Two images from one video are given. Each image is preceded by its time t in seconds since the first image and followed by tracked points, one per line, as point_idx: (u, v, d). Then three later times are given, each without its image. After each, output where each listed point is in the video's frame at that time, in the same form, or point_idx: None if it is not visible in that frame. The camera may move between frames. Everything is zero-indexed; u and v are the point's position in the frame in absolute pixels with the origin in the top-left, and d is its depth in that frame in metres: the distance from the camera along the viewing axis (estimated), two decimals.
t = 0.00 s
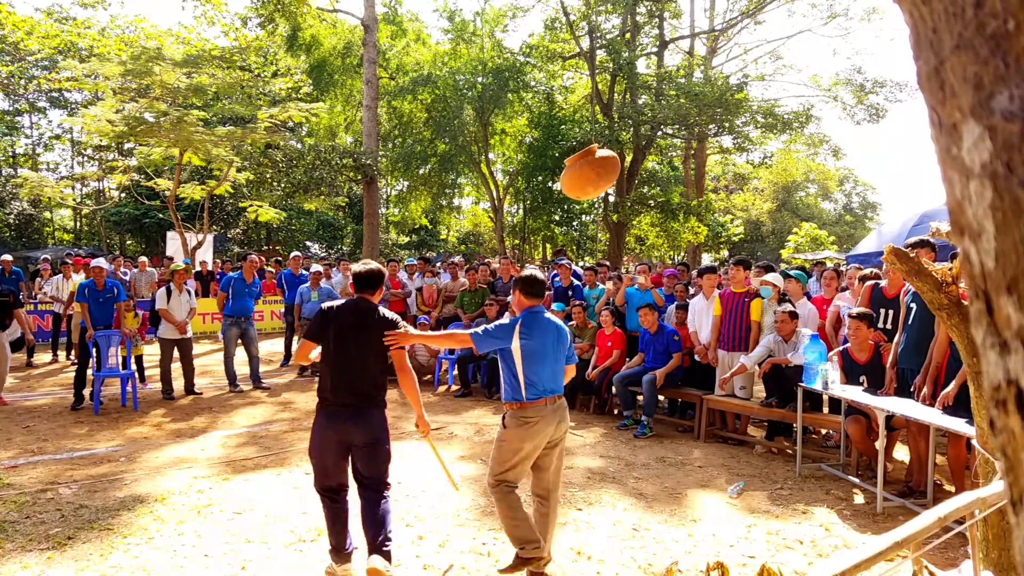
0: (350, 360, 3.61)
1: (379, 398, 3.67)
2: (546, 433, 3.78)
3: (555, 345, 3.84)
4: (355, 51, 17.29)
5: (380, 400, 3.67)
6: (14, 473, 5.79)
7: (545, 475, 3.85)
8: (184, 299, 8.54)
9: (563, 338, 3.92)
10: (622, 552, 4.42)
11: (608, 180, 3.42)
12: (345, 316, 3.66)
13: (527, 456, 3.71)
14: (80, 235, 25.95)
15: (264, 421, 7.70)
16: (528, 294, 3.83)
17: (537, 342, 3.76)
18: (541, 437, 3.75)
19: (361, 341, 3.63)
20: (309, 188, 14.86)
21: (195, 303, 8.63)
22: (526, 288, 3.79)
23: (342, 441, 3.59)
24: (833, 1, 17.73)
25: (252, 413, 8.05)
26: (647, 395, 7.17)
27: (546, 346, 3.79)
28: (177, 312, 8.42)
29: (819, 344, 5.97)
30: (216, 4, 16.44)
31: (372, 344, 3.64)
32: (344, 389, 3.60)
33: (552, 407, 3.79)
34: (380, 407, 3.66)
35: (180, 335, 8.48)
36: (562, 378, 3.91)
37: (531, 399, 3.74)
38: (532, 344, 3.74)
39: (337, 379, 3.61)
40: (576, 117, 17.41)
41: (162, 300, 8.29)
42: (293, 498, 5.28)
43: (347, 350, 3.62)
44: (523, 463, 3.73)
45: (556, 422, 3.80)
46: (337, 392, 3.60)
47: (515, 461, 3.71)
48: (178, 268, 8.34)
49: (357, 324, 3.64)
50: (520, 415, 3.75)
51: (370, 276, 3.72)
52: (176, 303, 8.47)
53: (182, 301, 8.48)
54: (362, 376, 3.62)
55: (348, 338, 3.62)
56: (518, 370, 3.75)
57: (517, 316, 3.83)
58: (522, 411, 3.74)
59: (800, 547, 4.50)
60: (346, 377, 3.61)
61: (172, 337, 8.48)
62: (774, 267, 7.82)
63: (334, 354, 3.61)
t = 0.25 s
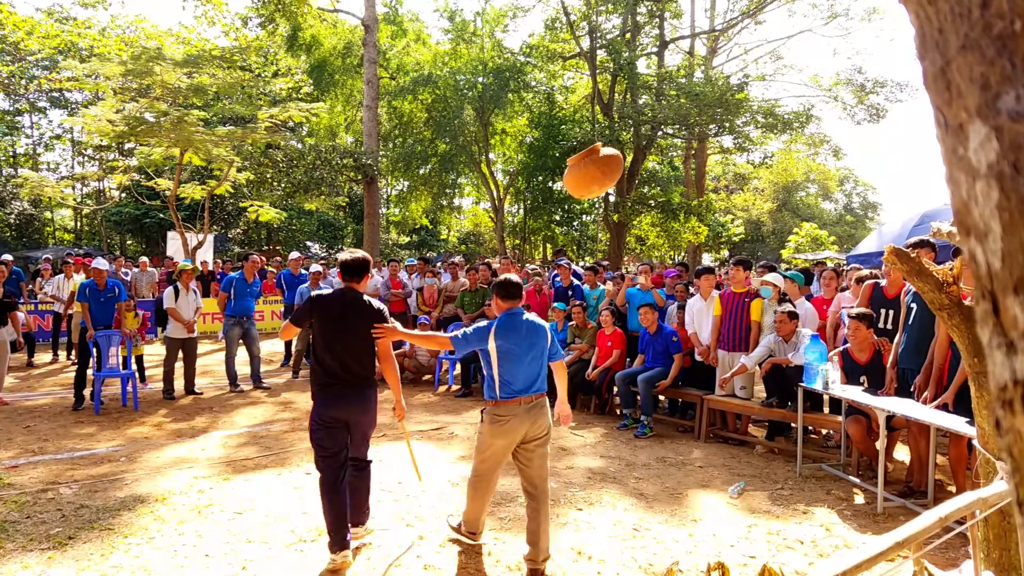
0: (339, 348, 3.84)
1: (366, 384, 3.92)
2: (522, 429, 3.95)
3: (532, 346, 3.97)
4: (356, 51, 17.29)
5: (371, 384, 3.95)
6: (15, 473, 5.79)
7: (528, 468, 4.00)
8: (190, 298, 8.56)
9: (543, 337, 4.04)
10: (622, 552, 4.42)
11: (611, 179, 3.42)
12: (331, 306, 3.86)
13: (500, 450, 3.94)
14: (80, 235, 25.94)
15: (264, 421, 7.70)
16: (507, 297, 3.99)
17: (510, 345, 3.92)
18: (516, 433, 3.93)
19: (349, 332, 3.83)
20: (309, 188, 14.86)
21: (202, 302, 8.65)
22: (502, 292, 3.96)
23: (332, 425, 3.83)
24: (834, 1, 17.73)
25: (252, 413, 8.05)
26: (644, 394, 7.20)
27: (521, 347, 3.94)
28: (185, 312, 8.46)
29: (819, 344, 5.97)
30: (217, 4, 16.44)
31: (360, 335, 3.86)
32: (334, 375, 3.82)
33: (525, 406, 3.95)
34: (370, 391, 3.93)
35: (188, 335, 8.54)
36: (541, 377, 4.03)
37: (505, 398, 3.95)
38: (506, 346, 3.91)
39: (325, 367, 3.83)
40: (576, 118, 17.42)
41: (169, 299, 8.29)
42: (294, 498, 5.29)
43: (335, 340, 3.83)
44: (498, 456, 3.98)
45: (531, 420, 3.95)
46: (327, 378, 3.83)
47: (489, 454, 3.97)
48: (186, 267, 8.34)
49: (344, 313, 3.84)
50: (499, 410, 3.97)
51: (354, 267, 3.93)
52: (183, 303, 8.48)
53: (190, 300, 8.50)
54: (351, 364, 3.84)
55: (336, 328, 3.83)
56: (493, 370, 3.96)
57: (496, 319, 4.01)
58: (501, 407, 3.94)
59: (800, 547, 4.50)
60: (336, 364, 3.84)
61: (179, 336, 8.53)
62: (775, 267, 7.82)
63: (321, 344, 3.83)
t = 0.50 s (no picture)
0: (333, 351, 3.93)
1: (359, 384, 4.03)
2: (493, 417, 4.16)
3: (503, 340, 4.18)
4: (356, 51, 17.29)
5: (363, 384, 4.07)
6: (15, 473, 5.80)
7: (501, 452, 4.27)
8: (196, 298, 8.56)
9: (514, 332, 4.24)
10: (623, 552, 4.42)
11: (611, 180, 3.43)
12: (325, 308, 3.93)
13: (473, 440, 4.16)
14: (80, 236, 25.95)
15: (265, 421, 7.71)
16: (480, 294, 4.22)
17: (481, 339, 4.14)
18: (488, 422, 4.15)
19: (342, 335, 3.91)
20: (309, 188, 14.87)
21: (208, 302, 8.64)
22: (476, 289, 4.19)
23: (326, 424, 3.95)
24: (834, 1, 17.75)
25: (253, 413, 8.06)
26: (644, 395, 7.21)
27: (492, 341, 4.15)
28: (192, 312, 8.45)
29: (820, 345, 6.03)
30: (217, 4, 16.46)
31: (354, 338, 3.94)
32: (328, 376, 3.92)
33: (496, 396, 4.17)
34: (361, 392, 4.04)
35: (195, 334, 8.55)
36: (511, 370, 4.24)
37: (476, 390, 4.17)
38: (477, 341, 4.13)
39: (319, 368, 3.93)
40: (576, 118, 17.43)
41: (179, 299, 8.27)
42: (294, 498, 5.29)
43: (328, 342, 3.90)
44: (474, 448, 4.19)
45: (502, 409, 4.17)
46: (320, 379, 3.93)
47: (465, 447, 4.18)
48: (191, 267, 8.34)
49: (338, 316, 3.92)
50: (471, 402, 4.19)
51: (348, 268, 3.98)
52: (190, 303, 8.47)
53: (196, 300, 8.50)
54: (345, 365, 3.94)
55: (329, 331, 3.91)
56: (466, 365, 4.16)
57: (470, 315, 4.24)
58: (474, 398, 4.17)
59: (800, 547, 4.50)
60: (331, 365, 3.95)
61: (186, 336, 8.52)
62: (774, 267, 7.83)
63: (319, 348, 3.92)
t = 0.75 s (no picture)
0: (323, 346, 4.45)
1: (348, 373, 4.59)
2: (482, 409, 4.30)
3: (487, 332, 4.34)
4: (356, 51, 17.29)
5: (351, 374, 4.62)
6: (16, 473, 5.81)
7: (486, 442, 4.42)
8: (200, 298, 8.56)
9: (497, 327, 4.41)
10: (623, 552, 4.43)
11: (608, 177, 3.44)
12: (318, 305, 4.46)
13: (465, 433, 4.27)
14: (80, 235, 25.95)
15: (266, 421, 7.72)
16: (464, 290, 4.42)
17: (465, 330, 4.30)
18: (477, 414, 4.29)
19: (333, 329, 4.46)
20: (310, 188, 14.87)
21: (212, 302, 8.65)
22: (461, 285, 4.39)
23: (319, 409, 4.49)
24: (834, 1, 17.78)
25: (253, 413, 8.07)
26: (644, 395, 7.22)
27: (475, 332, 4.32)
28: (196, 313, 8.45)
29: (822, 346, 6.07)
30: (217, 4, 16.46)
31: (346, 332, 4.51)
32: (320, 367, 4.46)
33: (481, 387, 4.30)
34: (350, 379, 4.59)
35: (200, 334, 8.58)
36: (495, 361, 4.38)
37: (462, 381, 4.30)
38: (461, 332, 4.29)
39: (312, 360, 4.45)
40: (577, 118, 17.43)
41: (180, 300, 8.28)
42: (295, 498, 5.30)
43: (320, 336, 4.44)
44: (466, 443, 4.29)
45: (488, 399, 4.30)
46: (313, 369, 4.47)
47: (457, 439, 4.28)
48: (194, 269, 8.33)
49: (330, 312, 4.47)
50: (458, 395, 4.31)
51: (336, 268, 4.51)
52: (194, 303, 8.47)
53: (200, 301, 8.50)
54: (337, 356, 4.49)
55: (324, 326, 4.46)
56: (450, 356, 4.29)
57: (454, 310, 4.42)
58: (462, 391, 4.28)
59: (801, 547, 4.51)
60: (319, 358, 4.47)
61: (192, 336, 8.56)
62: (774, 267, 7.83)
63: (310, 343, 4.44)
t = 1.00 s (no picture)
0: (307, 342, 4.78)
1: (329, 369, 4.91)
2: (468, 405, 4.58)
3: (479, 337, 4.57)
4: (356, 51, 17.28)
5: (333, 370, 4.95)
6: (16, 473, 5.81)
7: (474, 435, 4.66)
8: (201, 299, 8.56)
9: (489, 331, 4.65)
10: (623, 552, 4.43)
11: (606, 177, 3.44)
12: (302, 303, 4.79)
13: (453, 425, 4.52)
14: (80, 236, 25.95)
15: (266, 421, 7.72)
16: (460, 295, 4.63)
17: (458, 335, 4.54)
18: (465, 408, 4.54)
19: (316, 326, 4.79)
20: (310, 188, 14.86)
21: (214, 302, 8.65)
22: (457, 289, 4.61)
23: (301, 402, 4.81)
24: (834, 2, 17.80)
25: (253, 413, 8.07)
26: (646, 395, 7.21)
27: (468, 337, 4.55)
28: (197, 312, 8.45)
29: (819, 345, 6.03)
30: (217, 5, 16.46)
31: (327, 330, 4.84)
32: (302, 363, 4.78)
33: (469, 387, 4.58)
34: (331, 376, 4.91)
35: (201, 334, 8.57)
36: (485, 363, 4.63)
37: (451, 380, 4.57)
38: (455, 337, 4.52)
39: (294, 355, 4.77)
40: (576, 118, 17.42)
41: (181, 300, 8.28)
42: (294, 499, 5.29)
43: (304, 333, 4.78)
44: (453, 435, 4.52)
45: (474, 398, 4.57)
46: (295, 365, 4.79)
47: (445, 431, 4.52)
48: (195, 268, 8.35)
49: (313, 311, 4.80)
50: (447, 393, 4.58)
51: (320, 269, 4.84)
52: (195, 303, 8.47)
53: (201, 300, 8.50)
54: (317, 353, 4.81)
55: (308, 323, 4.79)
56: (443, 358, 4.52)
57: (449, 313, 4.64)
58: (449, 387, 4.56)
59: (801, 547, 4.51)
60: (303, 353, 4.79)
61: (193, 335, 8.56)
62: (774, 267, 7.83)
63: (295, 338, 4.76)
